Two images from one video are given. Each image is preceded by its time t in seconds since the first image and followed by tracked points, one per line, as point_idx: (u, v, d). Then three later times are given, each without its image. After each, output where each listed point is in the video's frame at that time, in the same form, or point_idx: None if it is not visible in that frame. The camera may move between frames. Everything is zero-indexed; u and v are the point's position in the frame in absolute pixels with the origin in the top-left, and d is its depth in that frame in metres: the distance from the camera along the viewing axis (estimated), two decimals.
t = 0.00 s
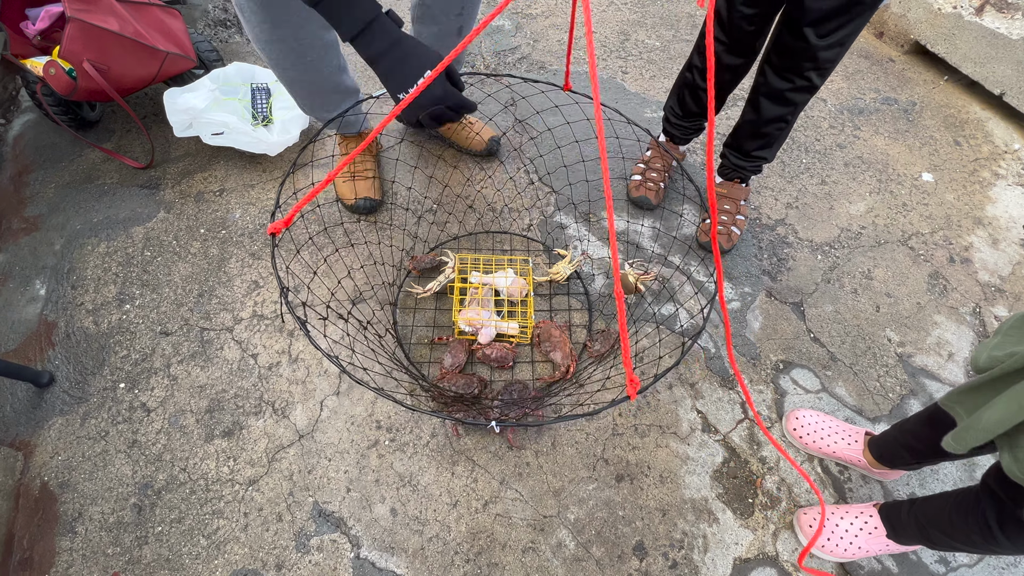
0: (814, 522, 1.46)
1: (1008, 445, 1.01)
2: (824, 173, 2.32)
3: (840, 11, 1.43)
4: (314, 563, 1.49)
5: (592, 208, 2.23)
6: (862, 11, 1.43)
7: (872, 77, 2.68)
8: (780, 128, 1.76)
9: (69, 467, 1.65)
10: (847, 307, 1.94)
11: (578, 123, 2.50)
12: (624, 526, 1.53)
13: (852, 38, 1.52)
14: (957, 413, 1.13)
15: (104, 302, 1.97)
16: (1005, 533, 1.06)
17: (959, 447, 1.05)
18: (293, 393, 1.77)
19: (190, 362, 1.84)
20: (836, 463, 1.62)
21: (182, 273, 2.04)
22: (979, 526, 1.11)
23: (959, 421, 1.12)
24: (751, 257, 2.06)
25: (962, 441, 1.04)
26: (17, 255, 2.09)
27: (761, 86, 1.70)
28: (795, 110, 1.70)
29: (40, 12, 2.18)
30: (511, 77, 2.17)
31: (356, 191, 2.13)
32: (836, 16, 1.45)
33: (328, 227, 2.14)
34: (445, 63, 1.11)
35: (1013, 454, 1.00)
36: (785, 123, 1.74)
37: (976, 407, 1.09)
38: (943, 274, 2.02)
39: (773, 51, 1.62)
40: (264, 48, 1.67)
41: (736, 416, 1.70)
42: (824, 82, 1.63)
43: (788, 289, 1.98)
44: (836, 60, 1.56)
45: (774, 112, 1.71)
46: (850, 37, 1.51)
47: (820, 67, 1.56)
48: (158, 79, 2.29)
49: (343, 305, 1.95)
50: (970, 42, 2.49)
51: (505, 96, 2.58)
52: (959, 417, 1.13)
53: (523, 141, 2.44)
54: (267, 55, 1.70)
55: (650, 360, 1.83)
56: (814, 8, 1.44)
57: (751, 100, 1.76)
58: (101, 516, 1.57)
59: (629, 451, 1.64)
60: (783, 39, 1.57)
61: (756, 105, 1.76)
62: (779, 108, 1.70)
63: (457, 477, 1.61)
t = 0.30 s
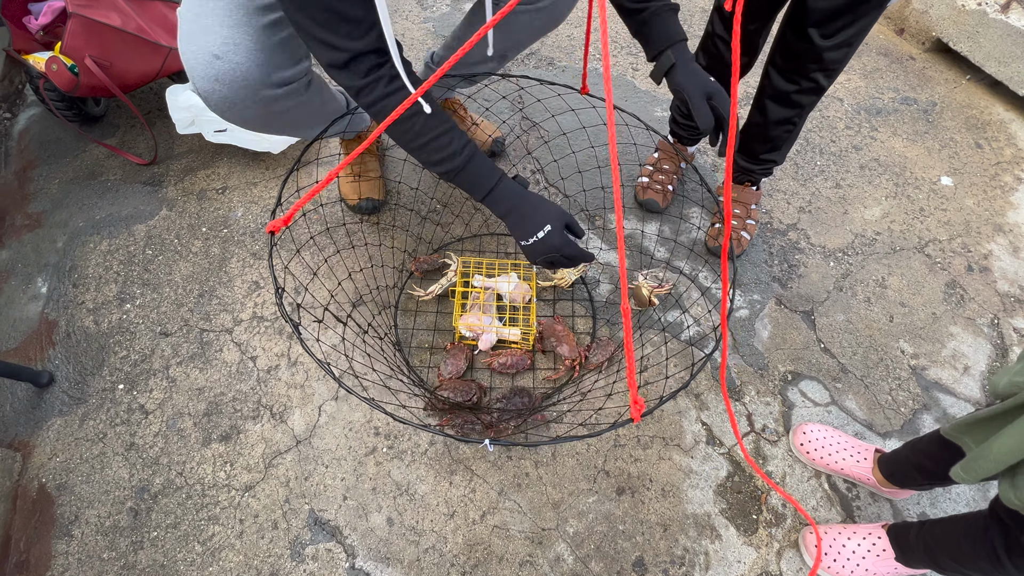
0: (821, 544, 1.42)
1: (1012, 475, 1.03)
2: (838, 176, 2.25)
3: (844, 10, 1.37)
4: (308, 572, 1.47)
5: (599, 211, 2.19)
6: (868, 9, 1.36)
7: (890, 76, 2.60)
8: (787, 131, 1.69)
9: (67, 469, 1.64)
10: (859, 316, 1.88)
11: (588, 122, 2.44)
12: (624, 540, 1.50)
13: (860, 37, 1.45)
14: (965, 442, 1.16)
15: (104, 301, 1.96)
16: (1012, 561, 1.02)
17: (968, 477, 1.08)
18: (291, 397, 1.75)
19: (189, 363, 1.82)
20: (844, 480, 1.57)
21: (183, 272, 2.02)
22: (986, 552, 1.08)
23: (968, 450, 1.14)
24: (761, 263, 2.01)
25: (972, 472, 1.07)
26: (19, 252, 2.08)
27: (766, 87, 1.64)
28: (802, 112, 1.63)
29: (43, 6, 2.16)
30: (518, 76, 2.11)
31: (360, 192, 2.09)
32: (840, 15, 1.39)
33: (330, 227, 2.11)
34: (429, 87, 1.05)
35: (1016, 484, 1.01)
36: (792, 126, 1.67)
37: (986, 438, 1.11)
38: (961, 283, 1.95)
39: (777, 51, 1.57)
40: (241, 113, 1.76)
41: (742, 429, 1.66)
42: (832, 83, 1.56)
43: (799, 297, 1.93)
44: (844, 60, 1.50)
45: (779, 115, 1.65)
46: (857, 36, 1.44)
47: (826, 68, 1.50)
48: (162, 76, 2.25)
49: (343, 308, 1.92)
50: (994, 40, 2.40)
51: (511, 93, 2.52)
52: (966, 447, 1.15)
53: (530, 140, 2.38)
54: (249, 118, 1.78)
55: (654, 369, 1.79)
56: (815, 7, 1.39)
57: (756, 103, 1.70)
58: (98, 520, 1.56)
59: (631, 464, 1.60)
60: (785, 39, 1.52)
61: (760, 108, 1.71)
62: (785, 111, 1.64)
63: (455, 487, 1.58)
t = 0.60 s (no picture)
0: (826, 568, 1.38)
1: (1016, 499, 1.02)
2: (852, 183, 2.19)
3: (854, 19, 1.33)
4: None
5: (605, 217, 2.14)
6: (880, 18, 1.31)
7: (908, 79, 2.52)
8: (798, 140, 1.65)
9: (65, 473, 1.64)
10: (871, 329, 1.83)
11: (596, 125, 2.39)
12: (623, 558, 1.47)
13: (874, 46, 1.39)
14: (968, 459, 1.13)
15: (106, 302, 1.95)
16: None
17: (960, 492, 1.08)
18: (290, 404, 1.73)
19: (189, 367, 1.81)
20: (852, 501, 1.52)
21: (184, 274, 2.01)
22: None
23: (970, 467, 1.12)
24: (771, 272, 1.96)
25: (965, 486, 1.07)
26: (23, 250, 2.08)
27: (775, 95, 1.60)
28: (813, 121, 1.59)
29: (50, 5, 2.14)
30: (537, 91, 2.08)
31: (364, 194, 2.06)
32: (850, 24, 1.34)
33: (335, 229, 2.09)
34: (415, 95, 1.05)
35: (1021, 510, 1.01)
36: (803, 135, 1.63)
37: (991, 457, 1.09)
38: (977, 296, 1.89)
39: (787, 59, 1.52)
40: (256, 145, 1.73)
41: (748, 445, 1.62)
42: (844, 93, 1.50)
43: (809, 308, 1.87)
44: (856, 70, 1.44)
45: (789, 124, 1.61)
46: (870, 45, 1.39)
47: (837, 78, 1.45)
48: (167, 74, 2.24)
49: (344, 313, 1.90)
50: (1017, 43, 2.32)
51: (518, 95, 2.47)
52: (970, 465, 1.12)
53: (538, 143, 2.34)
54: (266, 149, 1.78)
55: (659, 381, 1.75)
56: (825, 15, 1.35)
57: (765, 111, 1.67)
58: (95, 525, 1.56)
59: (633, 479, 1.57)
60: (795, 47, 1.48)
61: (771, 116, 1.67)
62: (795, 119, 1.59)
63: (452, 499, 1.56)
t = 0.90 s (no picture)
0: None
1: None
2: (861, 192, 2.17)
3: (865, 29, 1.31)
4: None
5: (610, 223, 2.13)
6: (891, 29, 1.30)
7: (919, 87, 2.49)
8: (805, 149, 1.63)
9: (69, 472, 1.65)
10: (878, 341, 1.81)
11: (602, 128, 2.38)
12: (623, 569, 1.46)
13: (885, 56, 1.38)
14: (994, 489, 1.14)
15: (112, 302, 1.96)
16: None
17: (990, 528, 1.11)
18: (292, 407, 1.73)
19: (193, 368, 1.82)
20: (857, 516, 1.51)
21: (190, 275, 2.02)
22: None
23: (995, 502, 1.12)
24: (777, 281, 1.94)
25: (995, 523, 1.10)
26: (32, 249, 2.10)
27: (783, 105, 1.58)
28: (821, 131, 1.57)
29: (61, 6, 2.16)
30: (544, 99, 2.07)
31: (370, 198, 2.07)
32: (860, 34, 1.33)
33: (340, 233, 2.09)
34: (427, 84, 1.05)
35: None
36: (811, 145, 1.61)
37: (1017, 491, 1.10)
38: (988, 309, 1.87)
39: (795, 68, 1.51)
40: (264, 153, 1.73)
41: (751, 457, 1.61)
42: (853, 103, 1.49)
43: (815, 319, 1.86)
44: (866, 80, 1.43)
45: (797, 133, 1.59)
46: (881, 56, 1.37)
47: (846, 88, 1.43)
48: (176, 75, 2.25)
49: (348, 317, 1.91)
50: None
51: (524, 99, 2.47)
52: (995, 496, 1.13)
53: (544, 147, 2.33)
54: (274, 157, 1.77)
55: (662, 391, 1.74)
56: (835, 25, 1.34)
57: (773, 120, 1.65)
58: (97, 525, 1.57)
59: (635, 489, 1.56)
60: (804, 56, 1.46)
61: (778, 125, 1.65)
62: (803, 129, 1.58)
63: (453, 506, 1.55)
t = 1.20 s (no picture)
0: None
1: None
2: (867, 198, 2.17)
3: (868, 35, 1.32)
4: None
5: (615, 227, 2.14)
6: (894, 35, 1.30)
7: (926, 94, 2.49)
8: (810, 155, 1.64)
9: (76, 468, 1.66)
10: (883, 348, 1.81)
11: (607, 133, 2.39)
12: (626, 572, 1.46)
13: (889, 62, 1.38)
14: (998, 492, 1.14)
15: (121, 301, 1.98)
16: None
17: (991, 528, 1.14)
18: (297, 406, 1.74)
19: (200, 367, 1.83)
20: (861, 522, 1.50)
21: (198, 274, 2.04)
22: None
23: (995, 502, 1.13)
24: (782, 287, 1.94)
25: (996, 524, 1.13)
26: (43, 247, 2.12)
27: (788, 111, 1.59)
28: (825, 137, 1.57)
29: (74, 8, 2.19)
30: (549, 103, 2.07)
31: (375, 201, 2.09)
32: (864, 41, 1.33)
33: (346, 234, 2.11)
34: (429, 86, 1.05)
35: None
36: (816, 150, 1.62)
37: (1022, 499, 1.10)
38: (994, 317, 1.87)
39: (799, 75, 1.52)
40: (272, 152, 1.76)
41: (754, 462, 1.61)
42: (857, 109, 1.49)
43: (820, 325, 1.86)
44: (870, 86, 1.43)
45: (801, 139, 1.60)
46: (884, 62, 1.37)
47: (850, 94, 1.44)
48: (185, 77, 2.28)
49: (354, 318, 1.92)
50: None
51: (529, 103, 2.48)
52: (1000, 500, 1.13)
53: (549, 151, 2.34)
54: (282, 157, 1.80)
55: (666, 395, 1.74)
56: (838, 32, 1.35)
57: (777, 126, 1.66)
58: (104, 521, 1.58)
59: (638, 492, 1.56)
60: (807, 63, 1.47)
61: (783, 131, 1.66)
62: (807, 134, 1.58)
63: (457, 507, 1.56)
